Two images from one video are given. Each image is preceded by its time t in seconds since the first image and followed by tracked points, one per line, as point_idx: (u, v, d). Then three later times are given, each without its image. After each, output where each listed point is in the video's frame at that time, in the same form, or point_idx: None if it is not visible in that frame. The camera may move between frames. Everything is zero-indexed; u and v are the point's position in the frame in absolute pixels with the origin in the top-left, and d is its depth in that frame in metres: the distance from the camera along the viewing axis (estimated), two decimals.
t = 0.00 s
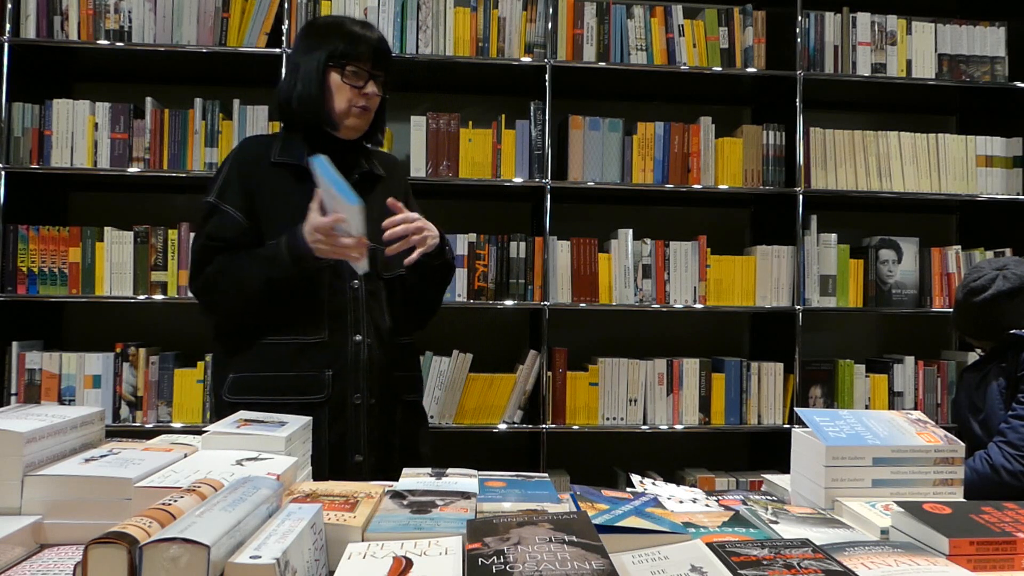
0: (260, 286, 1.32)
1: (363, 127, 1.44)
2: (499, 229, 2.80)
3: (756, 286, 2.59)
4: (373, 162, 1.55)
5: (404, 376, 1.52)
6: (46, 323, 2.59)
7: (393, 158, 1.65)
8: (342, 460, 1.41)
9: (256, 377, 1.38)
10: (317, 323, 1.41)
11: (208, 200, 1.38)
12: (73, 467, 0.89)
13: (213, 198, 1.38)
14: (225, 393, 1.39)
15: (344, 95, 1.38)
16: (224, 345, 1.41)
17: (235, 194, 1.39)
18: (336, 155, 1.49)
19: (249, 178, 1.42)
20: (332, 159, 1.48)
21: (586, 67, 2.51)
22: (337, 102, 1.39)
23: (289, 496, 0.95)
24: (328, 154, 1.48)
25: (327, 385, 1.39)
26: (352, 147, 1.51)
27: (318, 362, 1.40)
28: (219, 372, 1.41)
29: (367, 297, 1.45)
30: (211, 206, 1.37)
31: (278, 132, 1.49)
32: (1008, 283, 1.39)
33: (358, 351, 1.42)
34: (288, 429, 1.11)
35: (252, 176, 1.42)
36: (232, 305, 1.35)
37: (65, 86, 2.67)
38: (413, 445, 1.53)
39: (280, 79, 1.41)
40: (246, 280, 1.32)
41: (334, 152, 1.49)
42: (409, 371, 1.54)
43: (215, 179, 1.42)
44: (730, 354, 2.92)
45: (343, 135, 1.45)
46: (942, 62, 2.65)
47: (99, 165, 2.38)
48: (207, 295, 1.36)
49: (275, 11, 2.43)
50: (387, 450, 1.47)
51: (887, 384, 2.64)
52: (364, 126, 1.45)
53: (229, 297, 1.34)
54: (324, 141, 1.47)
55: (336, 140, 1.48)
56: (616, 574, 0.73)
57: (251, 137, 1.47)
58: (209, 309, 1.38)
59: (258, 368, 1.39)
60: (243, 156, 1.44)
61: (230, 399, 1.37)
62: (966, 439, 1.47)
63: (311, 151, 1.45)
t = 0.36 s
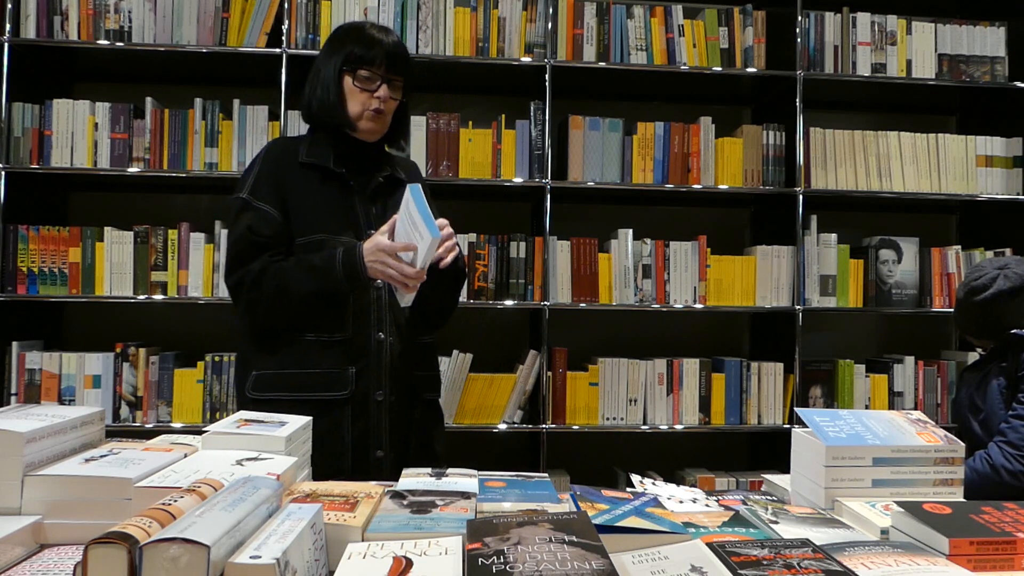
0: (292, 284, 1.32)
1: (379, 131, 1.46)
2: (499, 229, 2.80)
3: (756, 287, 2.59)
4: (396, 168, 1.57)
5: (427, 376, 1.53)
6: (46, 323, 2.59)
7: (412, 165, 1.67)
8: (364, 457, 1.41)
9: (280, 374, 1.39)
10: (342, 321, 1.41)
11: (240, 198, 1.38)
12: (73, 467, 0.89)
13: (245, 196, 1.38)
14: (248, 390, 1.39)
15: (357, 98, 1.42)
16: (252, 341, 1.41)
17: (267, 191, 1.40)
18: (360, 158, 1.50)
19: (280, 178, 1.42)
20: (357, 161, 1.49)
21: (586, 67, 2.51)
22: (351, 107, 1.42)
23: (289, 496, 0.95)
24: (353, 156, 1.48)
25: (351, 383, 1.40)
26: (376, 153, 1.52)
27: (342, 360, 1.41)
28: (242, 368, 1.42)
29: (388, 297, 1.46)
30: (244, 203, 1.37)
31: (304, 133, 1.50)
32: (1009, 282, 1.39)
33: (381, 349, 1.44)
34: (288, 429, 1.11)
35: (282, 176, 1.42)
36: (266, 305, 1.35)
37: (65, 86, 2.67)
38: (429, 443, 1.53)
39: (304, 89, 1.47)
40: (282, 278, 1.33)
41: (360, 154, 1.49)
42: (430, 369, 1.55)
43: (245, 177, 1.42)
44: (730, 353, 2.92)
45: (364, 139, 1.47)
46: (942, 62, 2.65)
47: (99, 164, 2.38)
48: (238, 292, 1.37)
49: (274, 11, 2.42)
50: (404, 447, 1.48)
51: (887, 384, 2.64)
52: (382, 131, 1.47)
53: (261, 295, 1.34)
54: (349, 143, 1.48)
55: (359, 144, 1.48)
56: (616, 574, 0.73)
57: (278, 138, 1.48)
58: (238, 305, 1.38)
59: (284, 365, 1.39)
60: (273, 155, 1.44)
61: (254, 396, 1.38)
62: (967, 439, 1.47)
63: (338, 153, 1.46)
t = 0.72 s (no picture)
0: (294, 289, 1.31)
1: (383, 130, 1.45)
2: (499, 229, 2.80)
3: (756, 287, 2.59)
4: (404, 168, 1.56)
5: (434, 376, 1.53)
6: (46, 323, 2.59)
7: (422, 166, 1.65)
8: (371, 457, 1.41)
9: (287, 374, 1.40)
10: (349, 322, 1.42)
11: (247, 200, 1.40)
12: (73, 467, 0.89)
13: (253, 198, 1.39)
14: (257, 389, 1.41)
15: (359, 97, 1.42)
16: (260, 341, 1.42)
17: (275, 194, 1.40)
18: (368, 159, 1.50)
19: (287, 179, 1.43)
20: (363, 161, 1.48)
21: (586, 67, 2.51)
22: (353, 107, 1.43)
23: (289, 496, 0.95)
24: (360, 156, 1.48)
25: (358, 383, 1.41)
26: (384, 153, 1.52)
27: (349, 359, 1.42)
28: (253, 367, 1.44)
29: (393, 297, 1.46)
30: (250, 206, 1.39)
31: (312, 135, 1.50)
32: (1009, 282, 1.39)
33: (388, 349, 1.43)
34: (289, 429, 1.11)
35: (290, 177, 1.43)
36: (272, 308, 1.34)
37: (65, 86, 2.67)
38: (435, 442, 1.52)
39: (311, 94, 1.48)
40: (284, 283, 1.32)
41: (366, 155, 1.49)
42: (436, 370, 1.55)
43: (253, 179, 1.43)
44: (730, 353, 2.92)
45: (370, 139, 1.47)
46: (942, 62, 2.65)
47: (99, 164, 2.38)
48: (245, 295, 1.37)
49: (274, 11, 2.42)
50: (409, 447, 1.47)
51: (887, 383, 2.64)
52: (387, 130, 1.46)
53: (266, 299, 1.34)
54: (355, 144, 1.47)
55: (367, 146, 1.48)
56: (616, 574, 0.73)
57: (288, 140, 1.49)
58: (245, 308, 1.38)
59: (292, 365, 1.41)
60: (281, 156, 1.45)
61: (263, 395, 1.40)
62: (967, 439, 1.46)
63: (344, 154, 1.45)
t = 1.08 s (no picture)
0: (271, 292, 1.32)
1: (369, 124, 1.46)
2: (499, 229, 2.80)
3: (756, 287, 2.59)
4: (393, 165, 1.55)
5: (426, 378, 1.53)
6: (46, 323, 2.59)
7: (414, 164, 1.65)
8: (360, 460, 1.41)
9: (273, 378, 1.39)
10: (334, 323, 1.41)
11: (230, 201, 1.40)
12: (73, 467, 0.89)
13: (235, 199, 1.39)
14: (243, 393, 1.41)
15: (345, 89, 1.43)
16: (244, 345, 1.42)
17: (258, 194, 1.40)
18: (354, 155, 1.51)
19: (271, 178, 1.42)
20: (350, 159, 1.49)
21: (586, 67, 2.51)
22: (339, 98, 1.43)
23: (289, 496, 0.95)
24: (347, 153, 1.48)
25: (345, 384, 1.40)
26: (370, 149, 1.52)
27: (337, 361, 1.41)
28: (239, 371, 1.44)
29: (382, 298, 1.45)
30: (233, 207, 1.39)
31: (299, 133, 1.50)
32: (1009, 280, 1.39)
33: (377, 350, 1.43)
34: (289, 429, 1.11)
35: (275, 176, 1.43)
36: (254, 310, 1.35)
37: (65, 86, 2.67)
38: (429, 445, 1.52)
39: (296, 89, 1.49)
40: (261, 286, 1.34)
41: (352, 152, 1.50)
42: (427, 371, 1.54)
43: (237, 179, 1.43)
44: (730, 353, 2.92)
45: (355, 135, 1.48)
46: (942, 62, 2.65)
47: (99, 165, 2.38)
48: (226, 298, 1.38)
49: (274, 11, 2.42)
50: (402, 448, 1.47)
51: (887, 383, 2.64)
52: (373, 125, 1.47)
53: (244, 302, 1.36)
54: (342, 141, 1.48)
55: (355, 143, 1.50)
56: (616, 574, 0.73)
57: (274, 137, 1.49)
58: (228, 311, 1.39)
59: (277, 368, 1.40)
60: (265, 156, 1.44)
61: (249, 398, 1.39)
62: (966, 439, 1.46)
63: (331, 150, 1.46)
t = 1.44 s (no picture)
0: (246, 293, 1.34)
1: (353, 123, 1.46)
2: (498, 229, 2.80)
3: (756, 287, 2.59)
4: (375, 163, 1.55)
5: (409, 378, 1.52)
6: (46, 323, 2.59)
7: (398, 162, 1.65)
8: (342, 463, 1.42)
9: (253, 380, 1.39)
10: (314, 325, 1.41)
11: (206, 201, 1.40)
12: (73, 467, 0.89)
13: (212, 199, 1.39)
14: (223, 397, 1.40)
15: (327, 86, 1.43)
16: (222, 348, 1.42)
17: (235, 194, 1.40)
18: (335, 153, 1.50)
19: (250, 177, 1.42)
20: (332, 157, 1.49)
21: (586, 67, 2.52)
22: (323, 95, 1.43)
23: (289, 496, 0.95)
24: (328, 151, 1.48)
25: (326, 387, 1.40)
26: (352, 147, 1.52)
27: (317, 363, 1.41)
28: (218, 374, 1.43)
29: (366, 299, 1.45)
30: (209, 207, 1.38)
31: (280, 131, 1.50)
32: (1010, 276, 1.39)
33: (358, 352, 1.43)
34: (288, 429, 1.11)
35: (253, 176, 1.43)
36: (232, 312, 1.36)
37: (65, 86, 2.67)
38: (416, 446, 1.52)
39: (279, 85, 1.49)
40: (236, 287, 1.35)
41: (334, 149, 1.50)
42: (409, 372, 1.54)
43: (214, 179, 1.43)
44: (730, 353, 2.91)
45: (338, 134, 1.48)
46: (942, 62, 2.65)
47: (99, 165, 2.38)
48: (202, 299, 1.38)
49: (274, 11, 2.42)
50: (388, 450, 1.47)
51: (887, 383, 2.64)
52: (356, 124, 1.47)
53: (220, 303, 1.36)
54: (324, 139, 1.48)
55: (336, 142, 1.49)
56: (616, 574, 0.73)
57: (253, 136, 1.49)
58: (206, 313, 1.39)
59: (257, 371, 1.40)
60: (243, 156, 1.44)
61: (229, 403, 1.39)
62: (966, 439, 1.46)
63: (312, 149, 1.46)
